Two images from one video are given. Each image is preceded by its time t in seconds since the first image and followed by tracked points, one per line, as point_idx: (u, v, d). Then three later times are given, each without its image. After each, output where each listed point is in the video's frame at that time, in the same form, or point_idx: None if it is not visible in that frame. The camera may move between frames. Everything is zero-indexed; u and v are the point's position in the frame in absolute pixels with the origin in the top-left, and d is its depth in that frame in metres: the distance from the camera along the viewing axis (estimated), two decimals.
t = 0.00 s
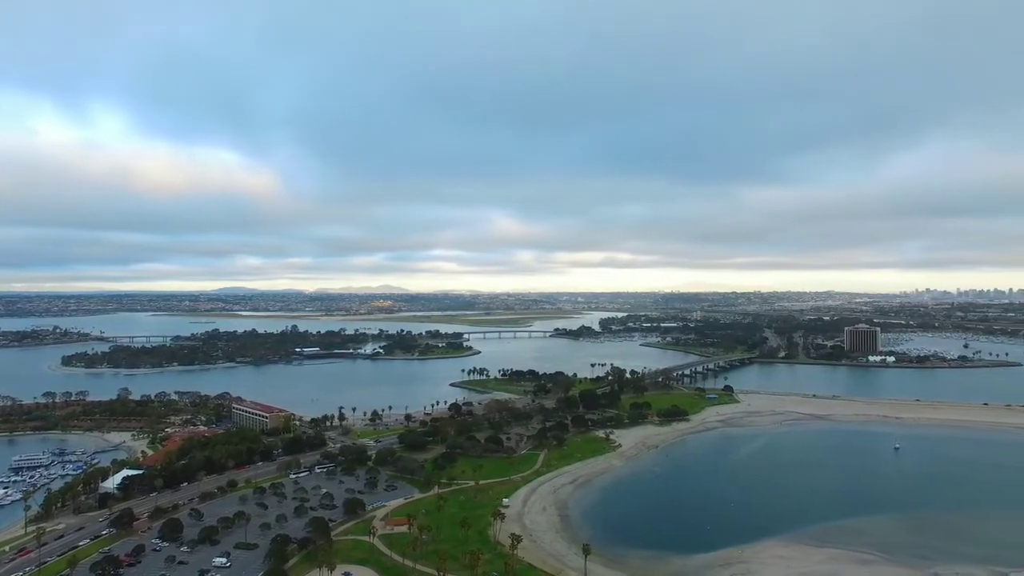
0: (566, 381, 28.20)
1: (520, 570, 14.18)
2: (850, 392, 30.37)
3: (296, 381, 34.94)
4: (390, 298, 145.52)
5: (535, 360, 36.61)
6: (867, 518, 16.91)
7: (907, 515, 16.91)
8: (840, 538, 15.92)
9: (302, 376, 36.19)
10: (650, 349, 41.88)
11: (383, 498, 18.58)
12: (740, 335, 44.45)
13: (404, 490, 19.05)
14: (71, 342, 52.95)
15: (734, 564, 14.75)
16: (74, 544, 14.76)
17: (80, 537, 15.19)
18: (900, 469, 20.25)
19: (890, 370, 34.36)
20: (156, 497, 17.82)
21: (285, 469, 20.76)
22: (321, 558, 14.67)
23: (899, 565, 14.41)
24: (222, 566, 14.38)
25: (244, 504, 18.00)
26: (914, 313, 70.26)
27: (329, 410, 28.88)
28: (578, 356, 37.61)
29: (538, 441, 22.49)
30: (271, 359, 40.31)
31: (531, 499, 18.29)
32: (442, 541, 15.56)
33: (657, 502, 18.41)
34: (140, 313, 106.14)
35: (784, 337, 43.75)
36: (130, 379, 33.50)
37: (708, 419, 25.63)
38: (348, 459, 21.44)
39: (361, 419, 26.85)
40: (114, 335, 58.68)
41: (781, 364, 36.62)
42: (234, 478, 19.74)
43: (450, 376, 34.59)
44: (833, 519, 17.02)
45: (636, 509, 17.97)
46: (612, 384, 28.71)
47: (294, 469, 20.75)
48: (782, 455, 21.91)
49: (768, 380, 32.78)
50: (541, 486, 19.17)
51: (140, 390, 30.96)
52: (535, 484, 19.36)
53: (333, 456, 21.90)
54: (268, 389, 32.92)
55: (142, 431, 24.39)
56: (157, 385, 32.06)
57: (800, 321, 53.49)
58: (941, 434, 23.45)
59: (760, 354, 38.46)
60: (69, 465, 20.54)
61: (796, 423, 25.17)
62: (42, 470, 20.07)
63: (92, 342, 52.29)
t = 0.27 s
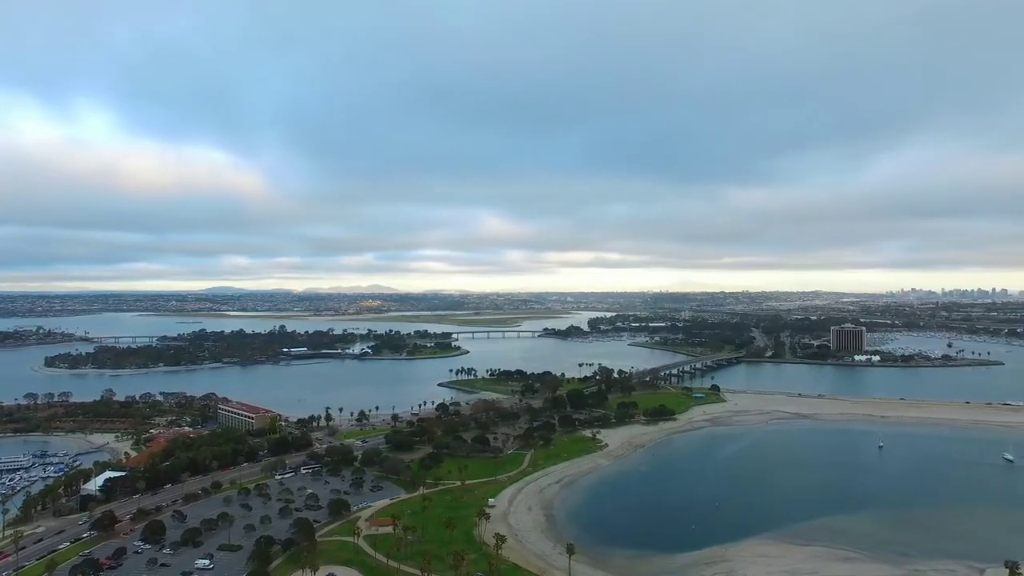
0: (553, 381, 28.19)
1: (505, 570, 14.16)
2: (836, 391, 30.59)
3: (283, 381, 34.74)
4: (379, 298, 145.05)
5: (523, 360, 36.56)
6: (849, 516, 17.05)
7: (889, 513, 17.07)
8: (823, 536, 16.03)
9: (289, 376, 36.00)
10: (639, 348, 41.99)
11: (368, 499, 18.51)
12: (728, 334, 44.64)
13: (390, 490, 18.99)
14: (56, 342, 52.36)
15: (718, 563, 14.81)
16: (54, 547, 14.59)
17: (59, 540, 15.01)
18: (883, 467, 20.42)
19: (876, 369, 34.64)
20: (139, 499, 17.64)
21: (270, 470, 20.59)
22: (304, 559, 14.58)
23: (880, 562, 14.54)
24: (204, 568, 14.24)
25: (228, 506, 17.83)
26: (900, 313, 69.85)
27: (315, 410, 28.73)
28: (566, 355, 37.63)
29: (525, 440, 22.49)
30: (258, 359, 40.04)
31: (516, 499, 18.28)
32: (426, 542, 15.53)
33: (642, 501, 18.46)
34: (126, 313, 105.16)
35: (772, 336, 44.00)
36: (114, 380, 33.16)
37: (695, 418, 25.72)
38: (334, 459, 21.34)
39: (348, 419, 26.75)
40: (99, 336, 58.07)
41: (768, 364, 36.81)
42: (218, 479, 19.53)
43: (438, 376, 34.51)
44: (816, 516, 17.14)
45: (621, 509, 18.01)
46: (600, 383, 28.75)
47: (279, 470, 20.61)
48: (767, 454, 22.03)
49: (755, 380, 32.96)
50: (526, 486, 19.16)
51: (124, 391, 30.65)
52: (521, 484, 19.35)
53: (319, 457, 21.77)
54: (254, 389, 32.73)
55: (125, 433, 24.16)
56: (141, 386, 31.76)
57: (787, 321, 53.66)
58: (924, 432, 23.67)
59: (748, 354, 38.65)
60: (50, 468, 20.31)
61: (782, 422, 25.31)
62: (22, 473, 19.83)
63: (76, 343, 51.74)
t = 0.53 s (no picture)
0: (542, 381, 28.21)
1: (492, 570, 14.15)
2: (824, 390, 30.77)
3: (272, 381, 34.58)
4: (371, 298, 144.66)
5: (513, 360, 36.54)
6: (835, 514, 17.16)
7: (874, 511, 17.19)
8: (809, 534, 16.12)
9: (278, 376, 35.83)
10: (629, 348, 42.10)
11: (356, 499, 18.44)
12: (718, 334, 44.84)
13: (378, 491, 18.94)
14: (42, 343, 51.85)
15: (705, 562, 14.84)
16: (36, 551, 14.43)
17: (41, 543, 14.85)
18: (869, 466, 20.54)
19: (863, 369, 34.89)
20: (123, 500, 17.45)
21: (258, 471, 20.44)
22: (291, 560, 14.50)
23: (865, 560, 14.65)
24: (189, 570, 14.08)
25: (215, 507, 17.64)
26: (889, 313, 69.86)
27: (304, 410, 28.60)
28: (556, 355, 37.66)
29: (514, 440, 22.48)
30: (247, 360, 39.82)
31: (504, 499, 18.28)
32: (414, 542, 15.48)
33: (629, 501, 18.51)
34: (115, 313, 104.34)
35: (761, 336, 44.22)
36: (101, 381, 32.89)
37: (684, 418, 25.79)
38: (322, 459, 21.24)
39: (337, 419, 26.67)
40: (86, 336, 57.55)
41: (757, 363, 36.99)
42: (205, 479, 19.33)
43: (428, 376, 34.46)
44: (802, 515, 17.24)
45: (609, 509, 18.03)
46: (589, 383, 28.79)
47: (267, 470, 20.46)
48: (755, 454, 22.12)
49: (745, 379, 33.10)
50: (514, 486, 19.16)
51: (110, 392, 30.40)
52: (510, 484, 19.34)
53: (307, 457, 21.66)
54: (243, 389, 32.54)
55: (111, 434, 23.95)
56: (128, 387, 31.50)
57: (776, 321, 53.90)
58: (910, 431, 23.88)
59: (737, 354, 38.83)
60: (33, 470, 20.09)
61: (770, 422, 25.41)
62: (5, 475, 19.61)
63: (63, 343, 51.28)
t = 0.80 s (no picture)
0: (531, 381, 28.22)
1: (478, 570, 14.15)
2: (811, 389, 30.97)
3: (260, 382, 34.40)
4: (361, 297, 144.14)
5: (502, 360, 36.49)
6: (820, 512, 17.28)
7: (859, 509, 17.33)
8: (793, 532, 16.22)
9: (266, 376, 35.66)
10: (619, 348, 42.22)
11: (343, 499, 18.37)
12: (707, 334, 45.03)
13: (365, 491, 18.88)
14: (27, 343, 51.31)
15: (690, 561, 14.91)
16: (16, 555, 14.25)
17: (23, 547, 14.68)
18: (855, 465, 20.69)
19: (851, 368, 35.13)
20: (108, 502, 17.28)
21: (244, 472, 20.21)
22: (276, 562, 14.40)
23: (849, 557, 14.76)
24: (173, 572, 13.87)
25: (200, 509, 17.31)
26: (876, 313, 69.28)
27: (292, 410, 28.48)
28: (546, 355, 37.69)
29: (502, 440, 22.49)
30: (235, 360, 39.59)
31: (492, 499, 18.28)
32: (400, 542, 15.44)
33: (616, 500, 18.56)
34: (102, 313, 103.46)
35: (750, 336, 44.44)
36: (86, 382, 32.60)
37: (672, 417, 25.88)
38: (309, 460, 21.11)
39: (325, 419, 26.58)
40: (72, 336, 57.00)
41: (745, 363, 37.16)
42: (190, 481, 19.07)
43: (417, 376, 34.40)
44: (788, 513, 17.34)
45: (596, 508, 18.07)
46: (578, 382, 28.84)
47: (254, 471, 20.25)
48: (743, 452, 22.23)
49: (733, 378, 33.25)
50: (502, 486, 19.16)
51: (96, 392, 30.13)
52: (497, 484, 19.34)
53: (295, 458, 21.50)
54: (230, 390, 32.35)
55: (96, 435, 23.73)
56: (114, 388, 31.24)
57: (765, 321, 54.14)
58: (895, 429, 24.07)
59: (726, 353, 39.00)
60: (16, 472, 19.87)
61: (757, 421, 25.55)
62: None
63: (49, 344, 50.79)
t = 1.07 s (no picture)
0: (518, 381, 28.22)
1: (461, 570, 14.12)
2: (796, 388, 31.18)
3: (246, 382, 34.17)
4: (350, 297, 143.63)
5: (489, 360, 36.46)
6: (802, 510, 17.41)
7: (840, 507, 17.47)
8: (776, 531, 16.31)
9: (252, 376, 35.45)
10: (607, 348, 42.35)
11: (327, 500, 18.28)
12: (694, 334, 45.28)
13: (349, 492, 18.78)
14: (9, 344, 50.67)
15: (673, 560, 14.95)
16: None
17: None
18: (838, 464, 20.84)
19: (835, 367, 35.41)
20: (88, 505, 17.03)
21: (228, 473, 19.89)
22: (258, 564, 14.25)
23: (830, 555, 14.87)
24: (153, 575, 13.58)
25: (182, 510, 16.91)
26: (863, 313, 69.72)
27: (277, 411, 28.30)
28: (534, 355, 37.72)
29: (488, 440, 22.48)
30: (221, 360, 39.30)
31: (477, 499, 18.24)
32: (383, 543, 15.37)
33: (601, 500, 18.58)
34: (87, 313, 102.41)
35: (737, 335, 44.71)
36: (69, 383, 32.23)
37: (658, 417, 25.97)
38: (293, 460, 20.92)
39: (310, 420, 26.45)
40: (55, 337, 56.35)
41: (732, 362, 37.36)
42: (173, 482, 18.74)
43: (404, 376, 34.31)
44: (771, 512, 17.45)
45: (581, 508, 18.09)
46: (565, 382, 28.87)
47: (238, 472, 19.96)
48: (728, 452, 22.34)
49: (719, 378, 33.42)
50: (487, 486, 19.13)
51: (78, 393, 29.79)
52: (482, 484, 19.32)
53: (279, 459, 21.29)
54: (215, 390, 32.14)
55: (77, 437, 23.44)
56: (96, 389, 30.91)
57: (752, 320, 54.68)
58: (878, 428, 24.30)
59: (713, 353, 39.20)
60: None
61: (742, 420, 25.68)
62: None
63: (31, 344, 50.17)
